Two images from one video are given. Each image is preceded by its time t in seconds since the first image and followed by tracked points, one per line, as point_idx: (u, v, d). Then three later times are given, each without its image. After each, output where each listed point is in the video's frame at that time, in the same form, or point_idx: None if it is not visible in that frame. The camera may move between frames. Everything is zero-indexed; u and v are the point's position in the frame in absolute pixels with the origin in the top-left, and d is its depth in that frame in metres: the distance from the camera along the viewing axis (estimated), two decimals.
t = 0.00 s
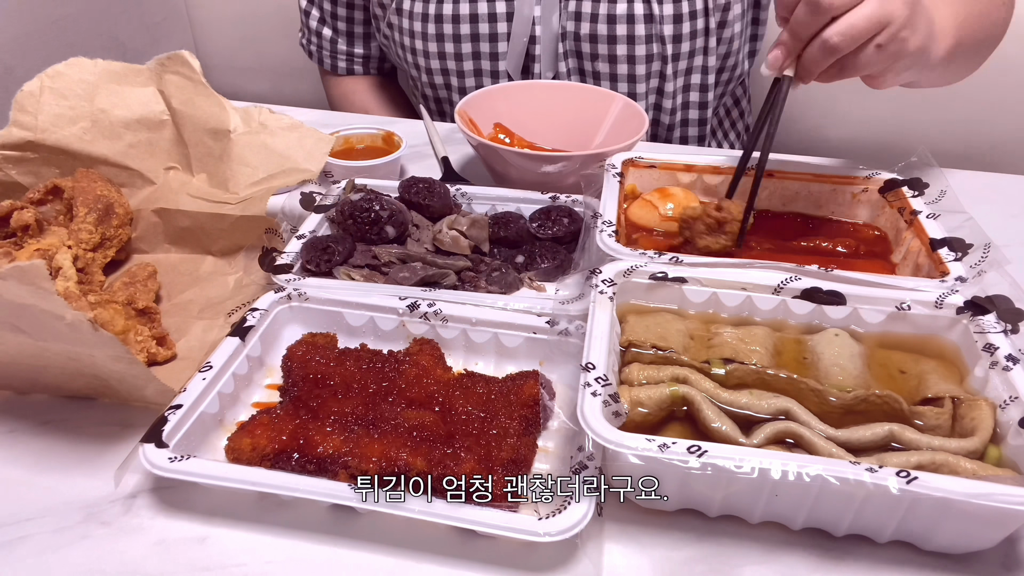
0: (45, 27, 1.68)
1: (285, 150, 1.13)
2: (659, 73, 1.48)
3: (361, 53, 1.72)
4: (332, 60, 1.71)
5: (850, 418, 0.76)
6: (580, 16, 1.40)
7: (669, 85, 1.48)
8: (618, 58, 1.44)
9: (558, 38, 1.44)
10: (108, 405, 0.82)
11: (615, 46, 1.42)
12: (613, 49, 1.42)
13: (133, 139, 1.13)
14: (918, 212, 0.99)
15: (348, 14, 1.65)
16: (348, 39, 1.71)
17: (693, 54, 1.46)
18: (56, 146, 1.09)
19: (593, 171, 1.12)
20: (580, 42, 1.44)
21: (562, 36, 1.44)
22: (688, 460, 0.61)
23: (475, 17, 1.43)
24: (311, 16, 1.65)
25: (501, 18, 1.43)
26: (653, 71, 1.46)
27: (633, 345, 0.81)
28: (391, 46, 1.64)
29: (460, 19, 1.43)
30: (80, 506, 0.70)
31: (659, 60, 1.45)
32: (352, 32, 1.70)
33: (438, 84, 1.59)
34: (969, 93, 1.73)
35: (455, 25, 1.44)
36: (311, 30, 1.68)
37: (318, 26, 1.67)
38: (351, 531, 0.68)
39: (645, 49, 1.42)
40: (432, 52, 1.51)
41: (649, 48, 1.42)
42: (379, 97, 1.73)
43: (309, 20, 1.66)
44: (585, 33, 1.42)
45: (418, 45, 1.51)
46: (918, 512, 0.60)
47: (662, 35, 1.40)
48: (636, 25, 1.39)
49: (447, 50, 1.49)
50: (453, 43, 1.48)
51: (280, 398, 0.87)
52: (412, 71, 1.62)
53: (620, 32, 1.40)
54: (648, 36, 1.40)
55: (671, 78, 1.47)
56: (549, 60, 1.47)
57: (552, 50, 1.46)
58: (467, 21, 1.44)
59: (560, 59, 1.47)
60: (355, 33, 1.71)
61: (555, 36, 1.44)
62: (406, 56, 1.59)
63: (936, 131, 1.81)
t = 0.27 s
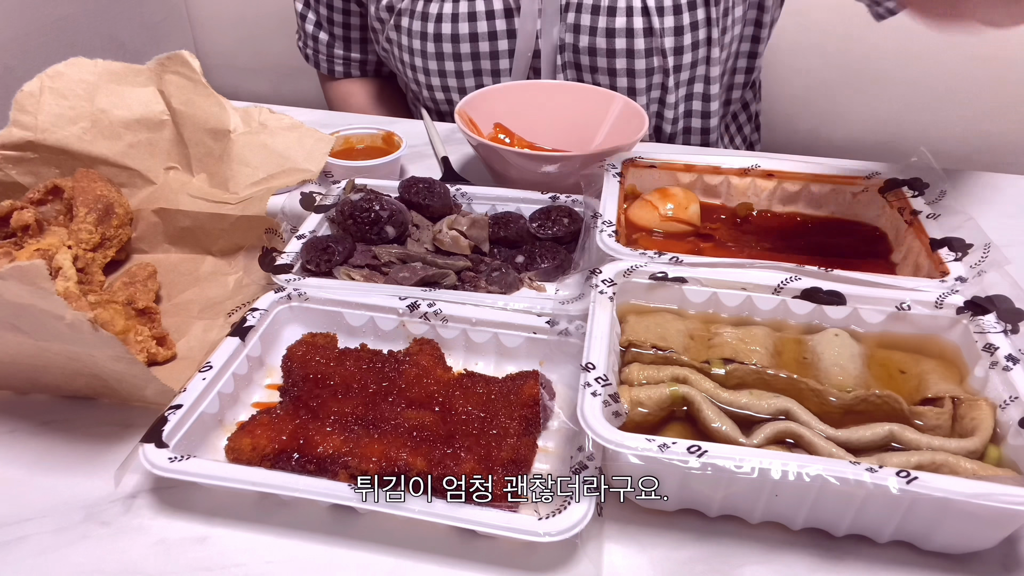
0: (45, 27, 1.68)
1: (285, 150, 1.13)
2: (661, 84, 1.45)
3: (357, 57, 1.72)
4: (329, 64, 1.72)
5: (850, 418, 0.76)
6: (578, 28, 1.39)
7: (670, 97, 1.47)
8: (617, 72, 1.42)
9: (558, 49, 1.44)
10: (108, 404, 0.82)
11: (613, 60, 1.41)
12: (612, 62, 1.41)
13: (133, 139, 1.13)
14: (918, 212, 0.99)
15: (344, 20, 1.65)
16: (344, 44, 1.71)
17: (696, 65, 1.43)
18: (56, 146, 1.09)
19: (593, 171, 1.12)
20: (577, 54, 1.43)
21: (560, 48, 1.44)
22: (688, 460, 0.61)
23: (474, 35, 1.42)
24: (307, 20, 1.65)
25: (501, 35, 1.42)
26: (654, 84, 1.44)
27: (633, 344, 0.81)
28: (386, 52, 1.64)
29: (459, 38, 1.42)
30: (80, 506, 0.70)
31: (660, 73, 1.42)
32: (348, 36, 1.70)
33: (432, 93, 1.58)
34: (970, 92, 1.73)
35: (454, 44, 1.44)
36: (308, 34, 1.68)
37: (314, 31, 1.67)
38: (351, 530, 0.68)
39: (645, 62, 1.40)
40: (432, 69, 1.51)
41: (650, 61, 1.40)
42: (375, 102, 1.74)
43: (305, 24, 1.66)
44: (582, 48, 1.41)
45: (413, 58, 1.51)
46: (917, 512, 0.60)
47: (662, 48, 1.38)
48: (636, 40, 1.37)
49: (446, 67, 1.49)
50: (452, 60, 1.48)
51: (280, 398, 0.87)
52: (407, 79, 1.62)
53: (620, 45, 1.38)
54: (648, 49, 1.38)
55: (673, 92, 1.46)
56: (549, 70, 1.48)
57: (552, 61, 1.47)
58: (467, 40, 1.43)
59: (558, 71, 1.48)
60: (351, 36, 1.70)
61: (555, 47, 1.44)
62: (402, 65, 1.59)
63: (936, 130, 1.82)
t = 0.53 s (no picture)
0: (45, 28, 1.68)
1: (285, 150, 1.13)
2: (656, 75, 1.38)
3: (350, 60, 1.73)
4: (322, 67, 1.74)
5: (850, 418, 0.76)
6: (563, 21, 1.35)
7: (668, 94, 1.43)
8: (604, 65, 1.37)
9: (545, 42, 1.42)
10: (108, 404, 0.82)
11: (599, 52, 1.35)
12: (598, 55, 1.36)
13: (133, 139, 1.13)
14: (918, 212, 0.99)
15: (336, 24, 1.65)
16: (337, 46, 1.71)
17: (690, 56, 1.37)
18: (56, 146, 1.09)
19: (593, 171, 1.12)
20: (563, 48, 1.39)
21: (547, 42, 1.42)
22: (688, 460, 0.61)
23: (462, 39, 1.44)
24: (300, 23, 1.66)
25: (489, 37, 1.44)
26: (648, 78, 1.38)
27: (633, 344, 0.81)
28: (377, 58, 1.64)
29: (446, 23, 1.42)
30: (80, 506, 0.70)
31: (654, 73, 1.37)
32: (341, 40, 1.70)
33: (422, 99, 1.58)
34: (970, 92, 1.73)
35: (441, 30, 1.43)
36: (301, 38, 1.69)
37: (307, 34, 1.67)
38: (351, 531, 0.68)
39: (633, 53, 1.34)
40: (421, 75, 1.51)
41: (639, 51, 1.34)
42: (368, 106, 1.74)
43: (298, 27, 1.66)
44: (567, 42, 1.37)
45: (403, 64, 1.52)
46: (917, 512, 0.60)
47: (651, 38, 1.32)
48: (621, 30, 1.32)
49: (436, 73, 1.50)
50: (442, 66, 1.49)
51: (280, 398, 0.87)
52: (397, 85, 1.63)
53: (605, 37, 1.33)
54: (635, 40, 1.32)
55: (670, 88, 1.41)
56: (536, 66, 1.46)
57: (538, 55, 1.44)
58: (455, 45, 1.45)
59: (547, 65, 1.46)
60: (344, 40, 1.70)
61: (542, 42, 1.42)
62: (391, 71, 1.60)
63: (935, 130, 1.81)
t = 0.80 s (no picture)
0: (45, 28, 1.68)
1: (285, 150, 1.13)
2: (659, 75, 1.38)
3: (350, 60, 1.73)
4: (321, 67, 1.74)
5: (850, 418, 0.76)
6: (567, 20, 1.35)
7: (670, 94, 1.43)
8: (607, 65, 1.36)
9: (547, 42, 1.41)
10: (108, 404, 0.82)
11: (603, 52, 1.35)
12: (602, 55, 1.35)
13: (133, 139, 1.13)
14: (918, 212, 0.99)
15: (335, 23, 1.65)
16: (337, 46, 1.71)
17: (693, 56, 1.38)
18: (56, 146, 1.09)
19: (593, 171, 1.12)
20: (566, 47, 1.38)
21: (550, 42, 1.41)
22: (688, 460, 0.61)
23: (464, 38, 1.43)
24: (299, 23, 1.66)
25: (490, 37, 1.44)
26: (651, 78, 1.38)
27: (633, 344, 0.81)
28: (377, 57, 1.64)
29: (448, 22, 1.42)
30: (80, 507, 0.70)
31: (658, 73, 1.37)
32: (340, 40, 1.70)
33: (422, 98, 1.58)
34: (969, 92, 1.73)
35: (444, 28, 1.43)
36: (299, 37, 1.69)
37: (306, 33, 1.67)
38: (351, 531, 0.68)
39: (636, 53, 1.34)
40: (422, 75, 1.51)
41: (643, 51, 1.34)
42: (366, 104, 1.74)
43: (297, 27, 1.67)
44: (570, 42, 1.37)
45: (403, 64, 1.52)
46: (917, 512, 0.60)
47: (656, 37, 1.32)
48: (625, 29, 1.31)
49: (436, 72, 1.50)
50: (443, 66, 1.48)
51: (280, 398, 0.87)
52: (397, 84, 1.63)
53: (609, 37, 1.33)
54: (640, 40, 1.32)
55: (672, 89, 1.41)
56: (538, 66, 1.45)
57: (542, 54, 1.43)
58: (457, 45, 1.44)
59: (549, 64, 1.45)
60: (343, 40, 1.70)
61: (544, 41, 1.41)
62: (391, 71, 1.60)
63: (936, 130, 1.81)
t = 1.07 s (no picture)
0: (45, 28, 1.68)
1: (285, 150, 1.13)
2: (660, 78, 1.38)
3: (351, 61, 1.73)
4: (322, 67, 1.74)
5: (850, 418, 0.76)
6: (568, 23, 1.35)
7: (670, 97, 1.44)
8: (609, 67, 1.37)
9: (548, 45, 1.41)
10: (108, 404, 0.82)
11: (605, 54, 1.35)
12: (604, 57, 1.35)
13: (133, 139, 1.13)
14: (918, 212, 0.99)
15: (336, 24, 1.65)
16: (337, 46, 1.71)
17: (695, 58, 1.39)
18: (56, 146, 1.09)
19: (593, 171, 1.12)
20: (568, 50, 1.38)
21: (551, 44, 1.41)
22: (688, 460, 0.61)
23: (465, 39, 1.43)
24: (300, 23, 1.66)
25: (492, 39, 1.43)
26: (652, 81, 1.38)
27: (633, 344, 0.81)
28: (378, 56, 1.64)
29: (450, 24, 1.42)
30: (80, 506, 0.70)
31: (658, 76, 1.38)
32: (341, 40, 1.70)
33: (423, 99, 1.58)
34: (969, 92, 1.73)
35: (446, 31, 1.43)
36: (300, 38, 1.69)
37: (306, 34, 1.67)
38: (351, 531, 0.68)
39: (638, 57, 1.34)
40: (424, 76, 1.51)
41: (645, 54, 1.34)
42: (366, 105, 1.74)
43: (298, 28, 1.66)
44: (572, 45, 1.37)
45: (404, 65, 1.52)
46: (917, 512, 0.60)
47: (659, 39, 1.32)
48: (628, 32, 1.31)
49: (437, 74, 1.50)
50: (445, 68, 1.48)
51: (279, 398, 0.87)
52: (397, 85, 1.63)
53: (611, 40, 1.33)
54: (642, 43, 1.32)
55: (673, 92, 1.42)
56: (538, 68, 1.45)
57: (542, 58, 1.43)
58: (459, 46, 1.44)
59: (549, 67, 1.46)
60: (344, 40, 1.70)
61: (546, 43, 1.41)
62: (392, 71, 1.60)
63: (936, 130, 1.81)
